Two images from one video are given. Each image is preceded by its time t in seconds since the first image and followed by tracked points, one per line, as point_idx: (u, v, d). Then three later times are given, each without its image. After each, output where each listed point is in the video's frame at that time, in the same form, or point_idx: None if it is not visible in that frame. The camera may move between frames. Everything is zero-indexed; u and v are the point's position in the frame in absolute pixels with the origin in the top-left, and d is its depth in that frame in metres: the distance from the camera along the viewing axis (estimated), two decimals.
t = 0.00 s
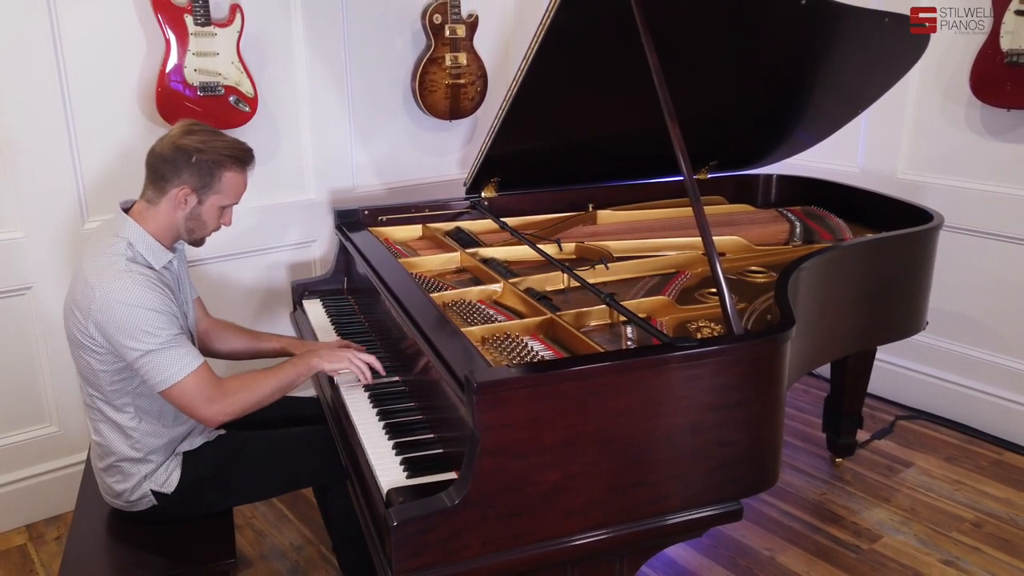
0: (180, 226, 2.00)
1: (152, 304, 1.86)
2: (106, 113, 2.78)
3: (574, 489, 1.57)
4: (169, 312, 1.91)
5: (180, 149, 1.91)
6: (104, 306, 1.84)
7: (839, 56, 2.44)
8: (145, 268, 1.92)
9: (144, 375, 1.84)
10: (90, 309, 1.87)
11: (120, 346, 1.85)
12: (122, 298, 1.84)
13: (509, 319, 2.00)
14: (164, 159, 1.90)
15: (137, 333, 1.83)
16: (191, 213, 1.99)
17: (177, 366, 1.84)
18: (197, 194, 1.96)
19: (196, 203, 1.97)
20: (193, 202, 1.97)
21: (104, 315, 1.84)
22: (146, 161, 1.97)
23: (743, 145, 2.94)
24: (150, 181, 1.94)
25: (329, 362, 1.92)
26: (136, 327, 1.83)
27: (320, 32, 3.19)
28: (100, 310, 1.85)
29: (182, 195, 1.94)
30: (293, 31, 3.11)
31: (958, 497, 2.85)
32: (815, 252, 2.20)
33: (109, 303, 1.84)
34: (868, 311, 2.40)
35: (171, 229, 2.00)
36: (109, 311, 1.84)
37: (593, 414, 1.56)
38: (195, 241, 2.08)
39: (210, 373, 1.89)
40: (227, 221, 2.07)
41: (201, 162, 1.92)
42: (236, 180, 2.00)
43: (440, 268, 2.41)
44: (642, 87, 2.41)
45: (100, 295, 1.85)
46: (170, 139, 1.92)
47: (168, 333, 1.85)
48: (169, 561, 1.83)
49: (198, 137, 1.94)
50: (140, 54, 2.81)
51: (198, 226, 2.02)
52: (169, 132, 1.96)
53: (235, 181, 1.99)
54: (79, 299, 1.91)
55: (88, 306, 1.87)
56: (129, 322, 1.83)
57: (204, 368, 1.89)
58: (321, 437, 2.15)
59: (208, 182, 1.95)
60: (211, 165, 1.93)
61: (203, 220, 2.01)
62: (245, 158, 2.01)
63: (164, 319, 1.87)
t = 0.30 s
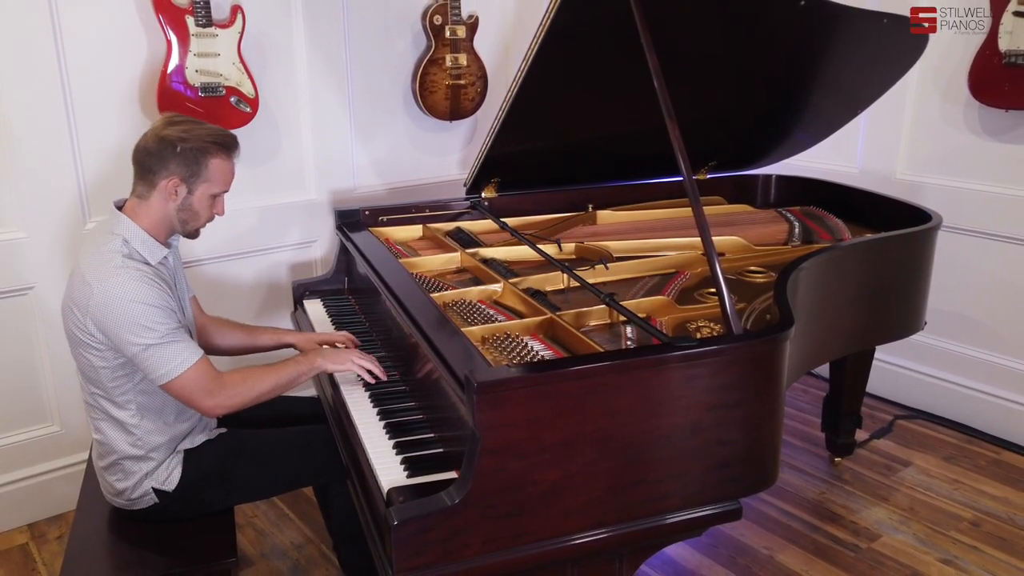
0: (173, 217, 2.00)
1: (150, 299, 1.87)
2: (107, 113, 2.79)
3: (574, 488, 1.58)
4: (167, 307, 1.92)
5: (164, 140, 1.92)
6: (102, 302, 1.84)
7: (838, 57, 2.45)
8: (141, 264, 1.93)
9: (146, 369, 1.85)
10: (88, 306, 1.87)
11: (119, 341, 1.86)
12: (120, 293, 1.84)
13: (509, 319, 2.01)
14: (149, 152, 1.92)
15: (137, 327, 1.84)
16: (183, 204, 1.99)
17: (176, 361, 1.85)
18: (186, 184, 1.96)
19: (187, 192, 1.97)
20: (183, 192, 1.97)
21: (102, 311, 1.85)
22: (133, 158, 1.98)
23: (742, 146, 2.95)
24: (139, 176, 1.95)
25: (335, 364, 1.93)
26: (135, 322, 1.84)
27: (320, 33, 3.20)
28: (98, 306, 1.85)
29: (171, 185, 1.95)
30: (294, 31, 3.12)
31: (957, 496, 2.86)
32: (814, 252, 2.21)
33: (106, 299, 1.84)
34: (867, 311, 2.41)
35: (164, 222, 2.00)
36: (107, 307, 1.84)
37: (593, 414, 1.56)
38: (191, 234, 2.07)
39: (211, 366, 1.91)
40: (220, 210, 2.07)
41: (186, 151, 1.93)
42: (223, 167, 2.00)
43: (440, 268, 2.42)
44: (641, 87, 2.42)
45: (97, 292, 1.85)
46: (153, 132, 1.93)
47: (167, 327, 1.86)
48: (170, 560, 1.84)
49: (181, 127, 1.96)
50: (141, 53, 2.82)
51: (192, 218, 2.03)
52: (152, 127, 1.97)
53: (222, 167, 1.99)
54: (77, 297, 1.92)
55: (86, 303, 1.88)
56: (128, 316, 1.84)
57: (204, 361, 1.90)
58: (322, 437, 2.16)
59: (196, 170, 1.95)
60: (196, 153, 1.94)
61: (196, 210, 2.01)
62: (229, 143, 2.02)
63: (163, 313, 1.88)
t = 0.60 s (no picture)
0: (171, 211, 2.01)
1: (147, 295, 1.88)
2: (109, 114, 2.80)
3: (572, 487, 1.59)
4: (163, 305, 1.93)
5: (160, 133, 1.93)
6: (98, 295, 1.85)
7: (837, 59, 2.46)
8: (141, 260, 1.94)
9: (136, 365, 1.86)
10: (86, 300, 1.88)
11: (112, 336, 1.86)
12: (117, 287, 1.85)
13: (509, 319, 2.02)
14: (146, 146, 1.92)
15: (132, 323, 1.85)
16: (181, 197, 2.00)
17: (165, 360, 1.86)
18: (184, 176, 1.97)
19: (185, 185, 1.98)
20: (182, 184, 1.98)
21: (98, 306, 1.86)
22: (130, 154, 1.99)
23: (741, 146, 2.96)
24: (137, 171, 1.96)
25: (314, 369, 1.93)
26: (130, 317, 1.85)
27: (322, 34, 3.21)
28: (95, 300, 1.86)
29: (169, 178, 1.95)
30: (295, 32, 3.13)
31: (955, 495, 2.87)
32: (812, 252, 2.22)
33: (102, 293, 1.86)
34: (866, 310, 2.42)
35: (163, 216, 2.01)
36: (104, 300, 1.85)
37: (592, 413, 1.57)
38: (191, 228, 2.08)
39: (195, 371, 1.91)
40: (218, 203, 2.08)
41: (182, 143, 1.94)
42: (219, 159, 2.01)
43: (441, 269, 2.42)
44: (640, 89, 2.43)
45: (95, 286, 1.87)
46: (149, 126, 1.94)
47: (161, 325, 1.87)
48: (171, 559, 1.85)
49: (176, 121, 1.97)
50: (143, 54, 2.83)
51: (190, 211, 2.03)
52: (147, 123, 1.99)
53: (218, 159, 2.01)
54: (75, 291, 1.93)
55: (84, 297, 1.89)
56: (124, 312, 1.85)
57: (190, 364, 1.91)
58: (323, 436, 2.17)
59: (193, 162, 1.96)
60: (192, 145, 1.95)
61: (194, 204, 2.02)
62: (224, 136, 2.03)
63: (157, 311, 1.88)
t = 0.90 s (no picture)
0: (179, 206, 2.02)
1: (159, 291, 1.89)
2: (112, 115, 2.81)
3: (571, 486, 1.60)
4: (174, 301, 1.94)
5: (163, 130, 1.95)
6: (112, 290, 1.86)
7: (836, 60, 2.47)
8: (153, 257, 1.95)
9: (147, 360, 1.86)
10: (97, 295, 1.89)
11: (123, 331, 1.87)
12: (130, 282, 1.86)
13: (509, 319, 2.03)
14: (151, 143, 1.94)
15: (144, 317, 1.86)
16: (188, 191, 2.01)
17: (175, 354, 1.87)
18: (190, 171, 1.98)
19: (191, 180, 1.99)
20: (188, 179, 1.99)
21: (110, 301, 1.86)
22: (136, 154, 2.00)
23: (740, 146, 2.97)
24: (143, 168, 1.97)
25: (327, 365, 1.95)
26: (142, 312, 1.86)
27: (324, 36, 3.22)
28: (107, 295, 1.87)
29: (175, 173, 1.96)
30: (296, 33, 3.14)
31: (953, 494, 2.88)
32: (811, 252, 2.23)
33: (115, 288, 1.86)
34: (864, 310, 2.43)
35: (172, 212, 2.02)
36: (115, 294, 1.86)
37: (592, 412, 1.58)
38: (201, 223, 2.09)
39: (206, 364, 1.92)
40: (225, 197, 2.09)
41: (185, 138, 1.95)
42: (222, 153, 2.02)
43: (441, 269, 2.43)
44: (640, 90, 2.44)
45: (108, 281, 1.87)
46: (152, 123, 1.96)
47: (173, 320, 1.88)
48: (173, 558, 1.86)
49: (179, 117, 1.99)
50: (145, 55, 2.84)
51: (198, 206, 2.04)
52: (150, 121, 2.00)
53: (222, 153, 2.01)
54: (86, 286, 1.93)
55: (95, 292, 1.89)
56: (136, 307, 1.86)
57: (201, 359, 1.92)
58: (323, 435, 2.18)
59: (197, 157, 1.97)
60: (196, 139, 1.96)
61: (201, 198, 2.03)
62: (226, 130, 2.04)
63: (169, 306, 1.90)
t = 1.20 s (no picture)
0: (186, 205, 2.03)
1: (167, 290, 1.90)
2: (114, 116, 2.82)
3: (571, 485, 1.61)
4: (181, 300, 1.95)
5: (170, 129, 1.96)
6: (120, 287, 1.87)
7: (835, 61, 2.48)
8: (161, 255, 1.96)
9: (152, 357, 1.88)
10: (105, 292, 1.90)
11: (129, 328, 1.88)
12: (138, 280, 1.87)
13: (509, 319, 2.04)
14: (158, 143, 1.96)
15: (151, 315, 1.87)
16: (195, 191, 2.02)
17: (180, 353, 1.88)
18: (196, 170, 1.99)
19: (198, 179, 2.00)
20: (195, 178, 2.00)
21: (118, 298, 1.87)
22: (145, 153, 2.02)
23: (740, 147, 2.98)
24: (151, 168, 1.98)
25: (330, 368, 1.96)
26: (150, 310, 1.87)
27: (325, 37, 3.24)
28: (115, 292, 1.88)
29: (182, 172, 1.98)
30: (296, 34, 3.15)
31: (951, 494, 2.89)
32: (809, 252, 2.23)
33: (124, 286, 1.87)
34: (863, 310, 2.43)
35: (180, 211, 2.03)
36: (123, 292, 1.87)
37: (592, 412, 1.59)
38: (209, 223, 2.10)
39: (208, 363, 1.93)
40: (233, 197, 2.10)
41: (193, 137, 1.96)
42: (230, 152, 2.02)
43: (442, 269, 2.44)
44: (639, 91, 2.45)
45: (116, 278, 1.88)
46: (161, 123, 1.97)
47: (180, 319, 1.89)
48: (174, 556, 1.87)
49: (187, 117, 2.00)
50: (146, 56, 2.85)
51: (205, 205, 2.05)
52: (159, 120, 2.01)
53: (229, 152, 2.02)
54: (94, 282, 1.94)
55: (103, 289, 1.90)
56: (143, 305, 1.87)
57: (206, 357, 1.93)
58: (324, 434, 2.19)
59: (204, 156, 1.98)
60: (203, 139, 1.97)
61: (209, 197, 2.04)
62: (234, 130, 2.05)
63: (175, 305, 1.91)
